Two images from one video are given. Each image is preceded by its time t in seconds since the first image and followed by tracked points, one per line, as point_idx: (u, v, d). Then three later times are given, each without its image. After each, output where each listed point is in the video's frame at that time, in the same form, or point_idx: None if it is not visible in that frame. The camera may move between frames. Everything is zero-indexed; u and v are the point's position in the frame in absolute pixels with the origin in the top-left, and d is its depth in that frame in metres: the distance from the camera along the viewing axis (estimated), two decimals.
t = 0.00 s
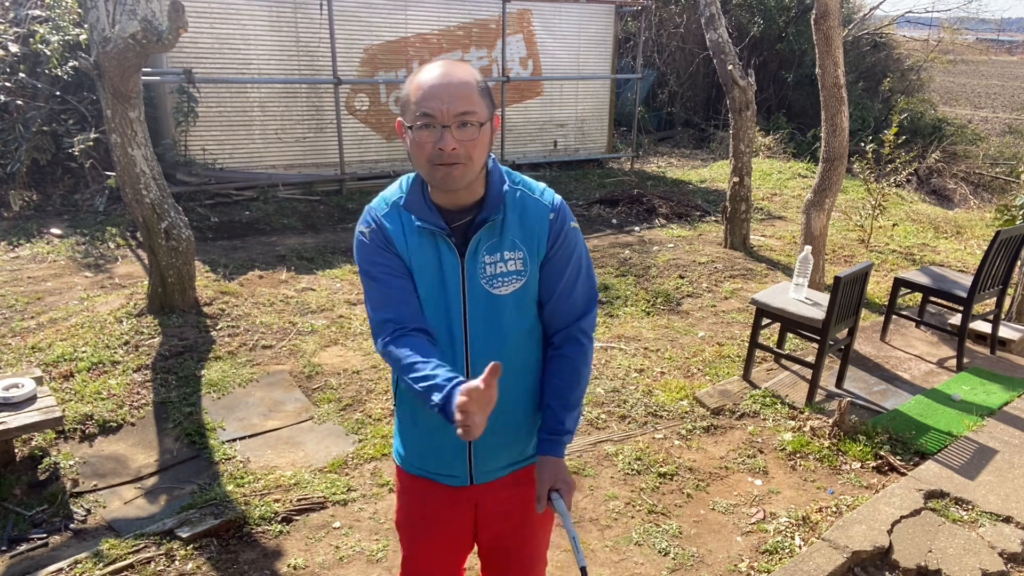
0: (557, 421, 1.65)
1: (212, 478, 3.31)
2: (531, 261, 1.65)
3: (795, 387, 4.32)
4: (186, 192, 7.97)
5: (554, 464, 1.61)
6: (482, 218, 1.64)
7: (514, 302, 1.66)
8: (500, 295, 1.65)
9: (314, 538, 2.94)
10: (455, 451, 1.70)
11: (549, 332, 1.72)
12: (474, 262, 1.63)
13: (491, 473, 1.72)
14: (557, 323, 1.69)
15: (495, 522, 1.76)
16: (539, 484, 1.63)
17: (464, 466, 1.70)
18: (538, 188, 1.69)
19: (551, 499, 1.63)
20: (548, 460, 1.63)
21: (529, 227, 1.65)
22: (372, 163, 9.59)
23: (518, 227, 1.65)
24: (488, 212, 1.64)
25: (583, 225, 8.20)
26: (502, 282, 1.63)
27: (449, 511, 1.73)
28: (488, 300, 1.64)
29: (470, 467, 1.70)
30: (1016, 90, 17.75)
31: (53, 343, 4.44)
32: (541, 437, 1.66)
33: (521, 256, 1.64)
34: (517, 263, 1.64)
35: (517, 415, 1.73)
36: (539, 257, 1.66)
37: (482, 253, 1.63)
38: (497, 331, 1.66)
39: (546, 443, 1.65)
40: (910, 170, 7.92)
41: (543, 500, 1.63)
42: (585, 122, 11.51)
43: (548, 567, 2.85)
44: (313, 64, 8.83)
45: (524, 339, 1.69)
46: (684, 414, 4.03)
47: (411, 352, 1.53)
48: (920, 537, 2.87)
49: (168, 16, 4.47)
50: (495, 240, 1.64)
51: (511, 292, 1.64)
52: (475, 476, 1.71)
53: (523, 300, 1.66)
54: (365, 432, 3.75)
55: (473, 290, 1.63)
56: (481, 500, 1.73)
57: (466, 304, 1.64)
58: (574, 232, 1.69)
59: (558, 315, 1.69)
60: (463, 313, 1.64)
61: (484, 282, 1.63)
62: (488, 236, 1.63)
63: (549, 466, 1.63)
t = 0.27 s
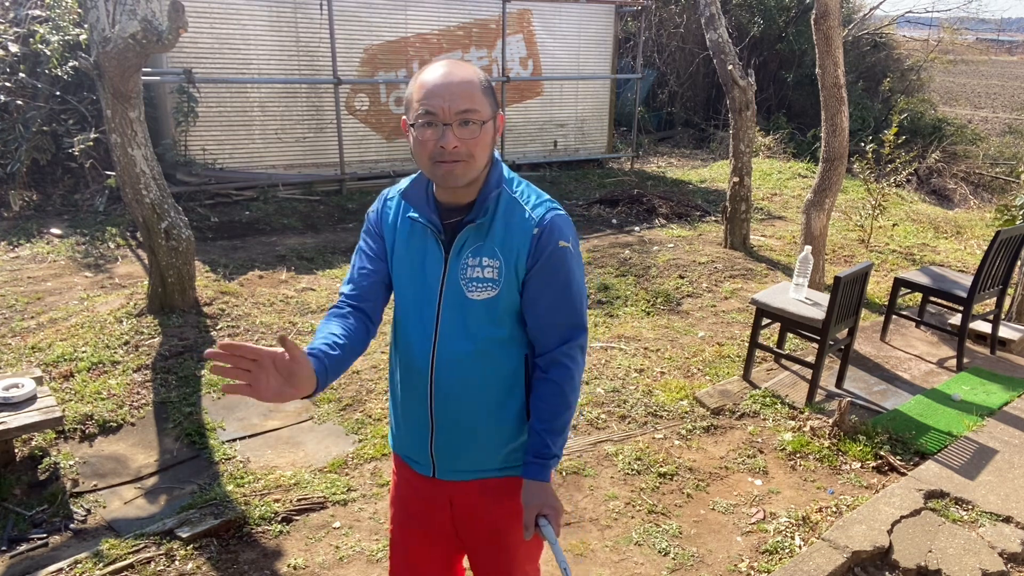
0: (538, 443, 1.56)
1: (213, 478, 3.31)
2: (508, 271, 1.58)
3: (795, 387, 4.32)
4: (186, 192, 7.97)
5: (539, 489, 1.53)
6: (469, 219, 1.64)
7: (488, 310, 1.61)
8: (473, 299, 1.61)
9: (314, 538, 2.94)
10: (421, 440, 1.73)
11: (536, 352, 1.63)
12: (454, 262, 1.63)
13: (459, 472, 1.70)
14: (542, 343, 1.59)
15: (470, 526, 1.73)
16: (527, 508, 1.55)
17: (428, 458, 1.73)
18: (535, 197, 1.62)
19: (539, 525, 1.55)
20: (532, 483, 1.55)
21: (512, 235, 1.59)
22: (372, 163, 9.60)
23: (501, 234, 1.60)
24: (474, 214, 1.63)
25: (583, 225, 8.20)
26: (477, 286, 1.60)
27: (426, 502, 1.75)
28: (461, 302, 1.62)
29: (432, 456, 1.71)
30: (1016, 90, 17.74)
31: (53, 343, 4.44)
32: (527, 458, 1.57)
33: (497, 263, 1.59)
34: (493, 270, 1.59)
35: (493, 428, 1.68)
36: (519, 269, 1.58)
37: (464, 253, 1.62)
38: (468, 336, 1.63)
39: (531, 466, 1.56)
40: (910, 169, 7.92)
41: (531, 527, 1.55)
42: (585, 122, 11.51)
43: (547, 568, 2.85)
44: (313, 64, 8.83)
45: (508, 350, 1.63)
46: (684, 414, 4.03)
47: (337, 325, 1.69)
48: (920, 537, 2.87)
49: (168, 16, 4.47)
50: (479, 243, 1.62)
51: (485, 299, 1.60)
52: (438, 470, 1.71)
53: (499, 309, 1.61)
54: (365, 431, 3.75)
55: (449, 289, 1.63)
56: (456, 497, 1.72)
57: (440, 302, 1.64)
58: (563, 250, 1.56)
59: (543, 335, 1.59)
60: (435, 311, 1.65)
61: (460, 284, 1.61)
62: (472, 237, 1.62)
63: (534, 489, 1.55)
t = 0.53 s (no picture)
0: (539, 441, 1.57)
1: (213, 478, 3.31)
2: (510, 270, 1.59)
3: (795, 387, 4.32)
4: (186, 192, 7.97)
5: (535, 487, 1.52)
6: (471, 220, 1.63)
7: (491, 311, 1.61)
8: (476, 300, 1.61)
9: (314, 538, 2.94)
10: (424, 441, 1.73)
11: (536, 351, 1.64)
12: (457, 263, 1.63)
13: (460, 474, 1.70)
14: (543, 342, 1.60)
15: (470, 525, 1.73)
16: (522, 508, 1.54)
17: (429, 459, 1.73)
18: (535, 197, 1.62)
19: (534, 524, 1.53)
20: (528, 482, 1.54)
21: (514, 235, 1.59)
22: (372, 163, 9.60)
23: (504, 234, 1.60)
24: (476, 213, 1.63)
25: (583, 225, 8.20)
26: (480, 287, 1.60)
27: (426, 504, 1.75)
28: (464, 303, 1.62)
29: (433, 458, 1.71)
30: (1016, 90, 17.74)
31: (53, 343, 4.44)
32: (524, 457, 1.57)
33: (500, 263, 1.59)
34: (496, 270, 1.59)
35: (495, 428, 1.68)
36: (521, 269, 1.59)
37: (466, 254, 1.62)
38: (471, 337, 1.63)
39: (529, 465, 1.55)
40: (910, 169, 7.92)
41: (526, 526, 1.53)
42: (585, 122, 11.51)
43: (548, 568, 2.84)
44: (313, 64, 8.83)
45: (508, 349, 1.63)
46: (684, 414, 4.03)
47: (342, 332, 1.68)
48: (920, 537, 2.88)
49: (168, 16, 4.47)
50: (481, 244, 1.62)
51: (488, 299, 1.60)
52: (440, 471, 1.71)
53: (501, 309, 1.61)
54: (365, 432, 3.75)
55: (452, 290, 1.63)
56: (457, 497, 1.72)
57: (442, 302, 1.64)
58: (564, 249, 1.57)
59: (544, 334, 1.59)
60: (438, 313, 1.64)
61: (463, 284, 1.61)
62: (474, 238, 1.62)
63: (530, 488, 1.54)
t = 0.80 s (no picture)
0: (554, 420, 1.68)
1: (212, 478, 3.31)
2: (531, 262, 1.65)
3: (796, 387, 4.32)
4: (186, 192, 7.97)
5: (552, 463, 1.62)
6: (485, 219, 1.64)
7: (514, 303, 1.66)
8: (500, 295, 1.65)
9: (314, 538, 2.94)
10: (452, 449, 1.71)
11: (546, 333, 1.73)
12: (477, 263, 1.63)
13: (490, 476, 1.72)
14: (556, 323, 1.70)
15: (495, 524, 1.76)
16: (537, 484, 1.62)
17: (463, 469, 1.70)
18: (537, 188, 1.69)
19: (548, 499, 1.61)
20: (544, 459, 1.64)
21: (529, 227, 1.66)
22: (372, 163, 9.60)
23: (518, 227, 1.65)
24: (489, 213, 1.65)
25: (582, 225, 8.20)
26: (503, 282, 1.64)
27: (448, 513, 1.74)
28: (488, 301, 1.64)
29: (468, 467, 1.70)
30: (1016, 90, 17.74)
31: (53, 343, 4.44)
32: (540, 436, 1.67)
33: (521, 256, 1.64)
34: (518, 263, 1.64)
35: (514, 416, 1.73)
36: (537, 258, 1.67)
37: (485, 253, 1.63)
38: (494, 332, 1.66)
39: (544, 443, 1.66)
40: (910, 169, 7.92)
41: (540, 501, 1.61)
42: (585, 122, 11.51)
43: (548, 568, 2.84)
44: (313, 64, 8.83)
45: (523, 337, 1.69)
46: (684, 414, 4.03)
47: (412, 358, 1.53)
48: (920, 537, 2.87)
49: (168, 16, 4.47)
50: (497, 241, 1.64)
51: (512, 293, 1.65)
52: (474, 478, 1.71)
53: (522, 300, 1.66)
54: (365, 432, 3.75)
55: (475, 290, 1.63)
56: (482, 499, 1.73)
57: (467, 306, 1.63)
58: (573, 232, 1.69)
59: (557, 315, 1.70)
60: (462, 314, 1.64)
61: (486, 282, 1.63)
62: (490, 237, 1.63)
63: (545, 465, 1.63)
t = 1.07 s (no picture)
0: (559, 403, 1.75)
1: (212, 478, 3.31)
2: (536, 252, 1.70)
3: (795, 387, 4.32)
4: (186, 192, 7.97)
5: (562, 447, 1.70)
6: (490, 215, 1.65)
7: (524, 295, 1.70)
8: (513, 289, 1.68)
9: (313, 538, 2.94)
10: (477, 450, 1.69)
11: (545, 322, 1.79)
12: (487, 259, 1.64)
13: (514, 469, 1.75)
14: (555, 309, 1.78)
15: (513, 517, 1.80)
16: (548, 468, 1.70)
17: (491, 467, 1.71)
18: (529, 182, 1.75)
19: (558, 482, 1.70)
20: (555, 445, 1.71)
21: (530, 219, 1.71)
22: (372, 163, 9.60)
23: (521, 221, 1.70)
24: (493, 210, 1.66)
25: (582, 225, 8.19)
26: (514, 275, 1.67)
27: (467, 516, 1.74)
28: (503, 295, 1.66)
29: (497, 465, 1.71)
30: (1016, 90, 17.74)
31: (53, 343, 4.44)
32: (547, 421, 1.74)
33: (527, 247, 1.69)
34: (525, 255, 1.69)
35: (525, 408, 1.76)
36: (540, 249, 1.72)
37: (495, 249, 1.64)
38: (509, 325, 1.68)
39: (555, 428, 1.72)
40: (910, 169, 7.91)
41: (551, 484, 1.70)
42: (585, 122, 11.51)
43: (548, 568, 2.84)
44: (313, 64, 8.83)
45: (531, 329, 1.73)
46: (684, 414, 4.03)
47: (476, 350, 1.47)
48: (920, 537, 2.87)
49: (168, 16, 4.47)
50: (503, 236, 1.66)
51: (524, 284, 1.69)
52: (502, 474, 1.72)
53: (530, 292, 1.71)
54: (365, 432, 3.75)
55: (490, 286, 1.64)
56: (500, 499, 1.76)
57: (484, 303, 1.63)
58: (565, 221, 1.79)
59: (556, 302, 1.77)
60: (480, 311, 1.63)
61: (499, 277, 1.65)
62: (496, 233, 1.65)
63: (556, 450, 1.71)
